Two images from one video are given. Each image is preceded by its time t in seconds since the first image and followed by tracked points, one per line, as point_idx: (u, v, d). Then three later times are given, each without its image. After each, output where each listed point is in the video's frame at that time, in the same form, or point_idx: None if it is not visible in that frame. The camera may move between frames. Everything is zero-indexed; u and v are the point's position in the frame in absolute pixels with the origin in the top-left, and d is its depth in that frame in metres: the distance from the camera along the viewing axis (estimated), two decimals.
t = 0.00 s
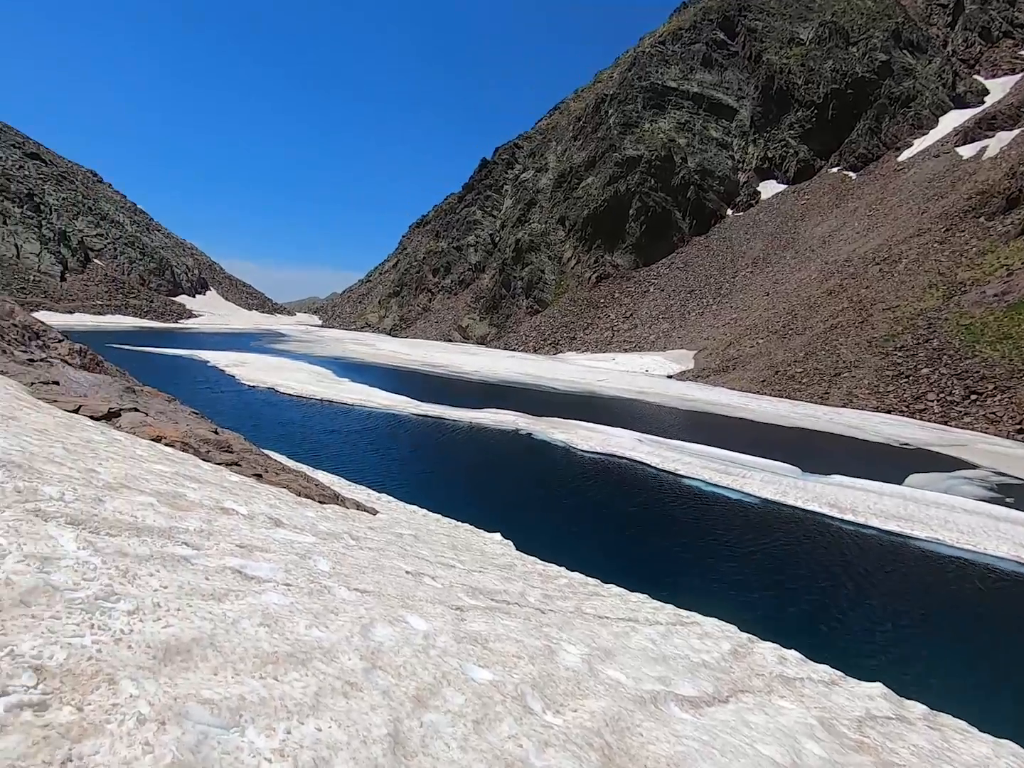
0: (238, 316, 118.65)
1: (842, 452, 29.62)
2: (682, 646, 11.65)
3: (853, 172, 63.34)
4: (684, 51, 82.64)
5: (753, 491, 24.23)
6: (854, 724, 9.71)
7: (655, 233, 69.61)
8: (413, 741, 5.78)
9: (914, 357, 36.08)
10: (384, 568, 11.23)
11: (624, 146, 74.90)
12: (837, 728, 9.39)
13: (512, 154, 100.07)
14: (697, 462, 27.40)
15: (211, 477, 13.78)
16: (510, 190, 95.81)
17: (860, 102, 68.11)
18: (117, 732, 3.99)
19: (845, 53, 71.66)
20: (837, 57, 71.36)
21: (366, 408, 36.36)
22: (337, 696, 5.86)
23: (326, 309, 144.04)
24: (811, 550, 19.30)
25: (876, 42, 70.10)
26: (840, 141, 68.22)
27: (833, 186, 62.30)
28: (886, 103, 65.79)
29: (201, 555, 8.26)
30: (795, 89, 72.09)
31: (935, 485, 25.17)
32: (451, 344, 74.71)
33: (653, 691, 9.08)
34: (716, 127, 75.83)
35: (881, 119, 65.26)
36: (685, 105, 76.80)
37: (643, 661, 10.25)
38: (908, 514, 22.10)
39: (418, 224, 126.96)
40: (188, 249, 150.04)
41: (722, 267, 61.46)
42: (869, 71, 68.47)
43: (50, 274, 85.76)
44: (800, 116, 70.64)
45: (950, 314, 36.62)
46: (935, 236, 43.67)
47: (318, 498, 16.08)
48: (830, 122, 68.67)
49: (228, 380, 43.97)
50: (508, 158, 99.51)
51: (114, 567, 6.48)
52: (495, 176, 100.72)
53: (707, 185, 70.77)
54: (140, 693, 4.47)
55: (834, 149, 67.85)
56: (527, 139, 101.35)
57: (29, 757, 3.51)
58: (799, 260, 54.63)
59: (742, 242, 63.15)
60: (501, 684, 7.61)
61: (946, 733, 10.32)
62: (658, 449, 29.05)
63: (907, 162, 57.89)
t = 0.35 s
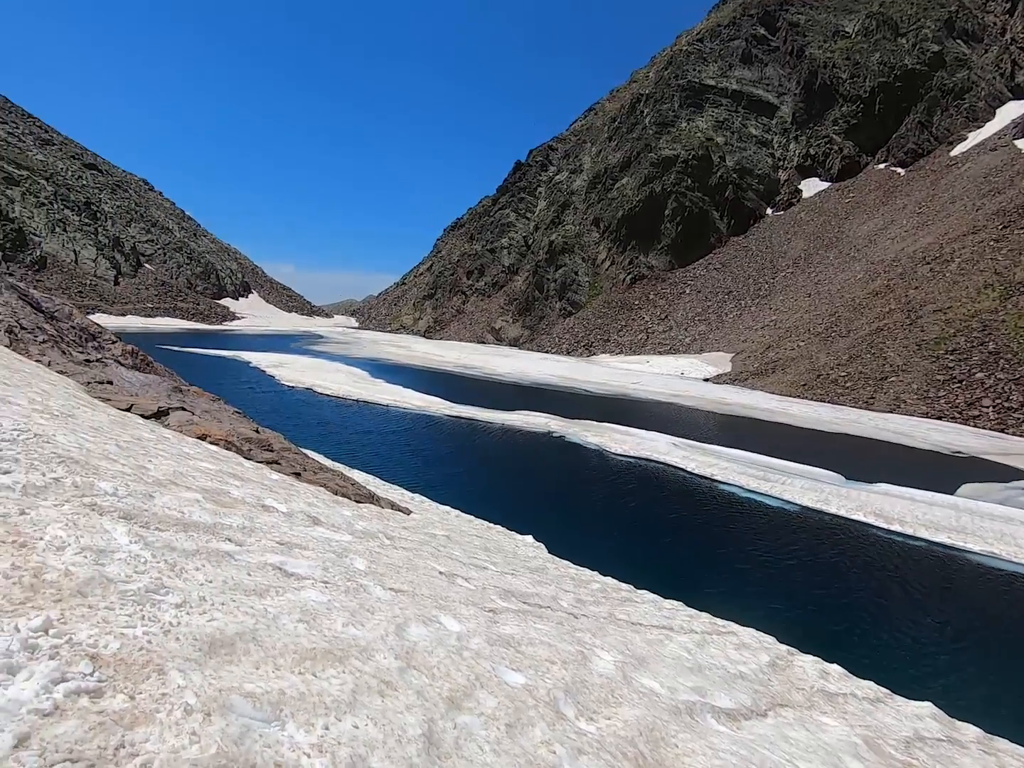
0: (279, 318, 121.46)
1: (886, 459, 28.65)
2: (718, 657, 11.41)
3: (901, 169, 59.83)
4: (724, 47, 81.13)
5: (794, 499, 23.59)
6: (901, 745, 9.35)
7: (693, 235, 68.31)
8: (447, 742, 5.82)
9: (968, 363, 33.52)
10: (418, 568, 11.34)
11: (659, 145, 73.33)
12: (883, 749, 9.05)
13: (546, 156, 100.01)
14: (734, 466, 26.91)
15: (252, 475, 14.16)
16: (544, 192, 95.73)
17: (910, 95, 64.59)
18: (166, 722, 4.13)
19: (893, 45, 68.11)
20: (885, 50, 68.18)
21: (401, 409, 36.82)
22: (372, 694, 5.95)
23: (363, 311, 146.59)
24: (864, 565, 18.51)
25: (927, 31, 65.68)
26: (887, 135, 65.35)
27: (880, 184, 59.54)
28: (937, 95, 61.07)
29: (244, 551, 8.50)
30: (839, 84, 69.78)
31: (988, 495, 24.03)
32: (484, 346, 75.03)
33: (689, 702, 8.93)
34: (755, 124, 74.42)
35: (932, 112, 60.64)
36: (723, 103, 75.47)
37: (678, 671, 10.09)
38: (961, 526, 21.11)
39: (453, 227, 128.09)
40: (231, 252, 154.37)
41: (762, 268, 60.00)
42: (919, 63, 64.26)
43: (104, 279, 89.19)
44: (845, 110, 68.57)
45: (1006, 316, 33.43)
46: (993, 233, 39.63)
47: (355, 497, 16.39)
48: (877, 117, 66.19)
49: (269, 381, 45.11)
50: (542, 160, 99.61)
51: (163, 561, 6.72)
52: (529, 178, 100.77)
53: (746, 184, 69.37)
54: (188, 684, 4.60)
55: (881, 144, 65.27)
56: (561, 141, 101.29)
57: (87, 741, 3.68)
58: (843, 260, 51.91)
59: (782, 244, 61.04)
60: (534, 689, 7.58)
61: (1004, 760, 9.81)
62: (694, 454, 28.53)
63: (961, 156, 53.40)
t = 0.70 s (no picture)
0: (317, 321, 123.78)
1: (935, 468, 27.38)
2: (756, 669, 11.15)
3: (952, 166, 55.99)
4: (764, 44, 79.88)
5: (835, 508, 22.84)
6: None
7: (729, 236, 66.54)
8: (482, 745, 5.85)
9: None
10: (451, 570, 11.41)
11: (696, 146, 72.50)
12: None
13: (580, 158, 99.61)
14: (771, 473, 26.26)
15: (291, 474, 14.47)
16: (578, 194, 95.20)
17: (964, 88, 60.02)
18: (212, 714, 4.25)
19: (945, 36, 63.52)
20: (936, 40, 63.61)
21: (435, 412, 37.10)
22: (409, 694, 6.01)
23: (398, 313, 148.27)
24: (905, 577, 17.90)
25: (983, 17, 60.57)
26: (938, 128, 60.77)
27: (930, 180, 55.92)
28: (992, 86, 56.33)
29: (284, 549, 8.70)
30: (886, 78, 66.80)
31: None
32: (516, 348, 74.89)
33: (727, 714, 8.76)
34: (796, 122, 72.58)
35: (986, 103, 56.11)
36: (762, 101, 73.79)
37: (715, 682, 9.89)
38: (1018, 540, 20.03)
39: (487, 230, 128.53)
40: (271, 256, 158.08)
41: (802, 268, 57.70)
42: (973, 52, 59.40)
43: (153, 283, 92.38)
44: (892, 105, 65.45)
45: None
46: None
47: (389, 498, 16.62)
48: (926, 111, 61.94)
49: (307, 382, 46.10)
50: (575, 162, 99.34)
51: (209, 557, 6.93)
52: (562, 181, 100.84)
53: (786, 183, 66.40)
54: (232, 678, 4.71)
55: (931, 139, 61.04)
56: (595, 143, 100.69)
57: (140, 730, 3.82)
58: (889, 260, 49.56)
59: (824, 243, 58.39)
60: (569, 695, 7.56)
61: None
62: (730, 460, 27.80)
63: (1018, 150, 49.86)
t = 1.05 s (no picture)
0: (361, 332, 126.21)
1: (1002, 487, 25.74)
2: (809, 696, 10.72)
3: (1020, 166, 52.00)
4: (811, 47, 78.06)
5: (894, 529, 21.78)
6: None
7: (775, 243, 63.74)
8: (526, 761, 5.82)
9: None
10: (493, 582, 11.40)
11: (740, 152, 70.36)
12: None
13: (621, 168, 99.23)
14: (822, 488, 25.37)
15: (338, 482, 14.77)
16: (619, 205, 94.37)
17: None
18: (269, 716, 4.37)
19: (1008, 32, 61.93)
20: (999, 37, 61.72)
21: (476, 422, 37.25)
22: (454, 705, 6.02)
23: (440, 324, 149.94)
24: (968, 604, 16.85)
25: None
26: (1003, 128, 57.55)
27: (996, 182, 52.13)
28: None
29: (333, 556, 8.88)
30: (944, 77, 64.29)
31: None
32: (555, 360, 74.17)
33: (778, 742, 8.45)
34: (846, 126, 69.59)
35: None
36: (811, 105, 71.19)
37: (765, 707, 9.55)
38: None
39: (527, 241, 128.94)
40: (318, 269, 162.33)
41: (855, 275, 54.57)
42: None
43: (209, 296, 96.16)
44: (952, 105, 61.84)
45: None
46: None
47: (431, 507, 16.75)
48: (989, 110, 58.96)
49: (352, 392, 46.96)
50: (617, 173, 98.87)
51: (263, 562, 7.13)
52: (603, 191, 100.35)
53: (836, 189, 64.09)
54: (287, 681, 4.83)
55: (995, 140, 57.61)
56: (637, 153, 100.11)
57: (203, 728, 3.95)
58: (950, 267, 46.16)
59: (878, 251, 55.28)
60: (613, 713, 7.45)
61: None
62: (779, 476, 26.83)
63: None
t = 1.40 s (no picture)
0: (402, 349, 128.38)
1: None
2: (867, 732, 10.19)
3: None
4: (856, 56, 76.20)
5: (955, 556, 20.66)
6: None
7: (820, 256, 62.05)
8: None
9: None
10: (533, 600, 11.29)
11: (783, 165, 69.35)
12: None
13: (658, 184, 99.08)
14: (875, 511, 24.33)
15: (379, 497, 14.97)
16: (656, 219, 93.72)
17: None
18: (318, 728, 4.41)
19: None
20: None
21: (513, 438, 37.22)
22: (497, 726, 5.96)
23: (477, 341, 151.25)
24: None
25: None
26: None
27: None
28: None
29: (376, 570, 8.98)
30: (1001, 82, 60.64)
31: None
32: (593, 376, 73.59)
33: None
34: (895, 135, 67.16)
35: None
36: (857, 115, 69.39)
37: (819, 743, 9.12)
38: None
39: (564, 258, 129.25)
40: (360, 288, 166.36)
41: (906, 288, 52.03)
42: None
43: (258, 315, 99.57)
44: (1009, 110, 58.37)
45: None
46: None
47: (470, 524, 16.77)
48: None
49: (392, 408, 47.68)
50: (655, 189, 98.62)
51: (310, 574, 7.25)
52: (641, 207, 99.84)
53: (886, 199, 61.90)
54: (334, 694, 4.87)
55: None
56: (674, 168, 99.72)
57: (256, 737, 4.03)
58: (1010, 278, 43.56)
59: (932, 263, 52.42)
60: (659, 741, 7.25)
61: None
62: (828, 498, 25.86)
63: None
